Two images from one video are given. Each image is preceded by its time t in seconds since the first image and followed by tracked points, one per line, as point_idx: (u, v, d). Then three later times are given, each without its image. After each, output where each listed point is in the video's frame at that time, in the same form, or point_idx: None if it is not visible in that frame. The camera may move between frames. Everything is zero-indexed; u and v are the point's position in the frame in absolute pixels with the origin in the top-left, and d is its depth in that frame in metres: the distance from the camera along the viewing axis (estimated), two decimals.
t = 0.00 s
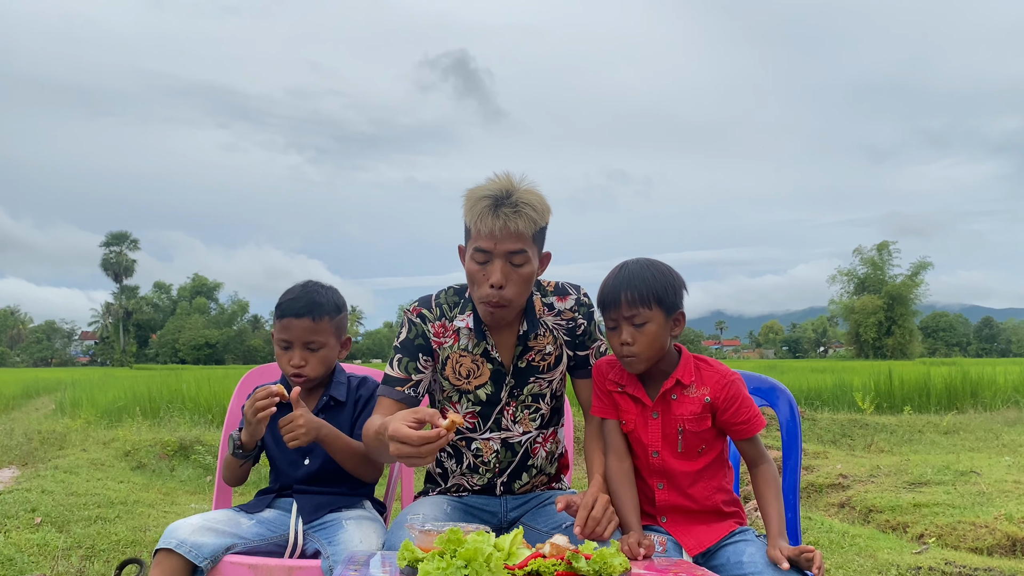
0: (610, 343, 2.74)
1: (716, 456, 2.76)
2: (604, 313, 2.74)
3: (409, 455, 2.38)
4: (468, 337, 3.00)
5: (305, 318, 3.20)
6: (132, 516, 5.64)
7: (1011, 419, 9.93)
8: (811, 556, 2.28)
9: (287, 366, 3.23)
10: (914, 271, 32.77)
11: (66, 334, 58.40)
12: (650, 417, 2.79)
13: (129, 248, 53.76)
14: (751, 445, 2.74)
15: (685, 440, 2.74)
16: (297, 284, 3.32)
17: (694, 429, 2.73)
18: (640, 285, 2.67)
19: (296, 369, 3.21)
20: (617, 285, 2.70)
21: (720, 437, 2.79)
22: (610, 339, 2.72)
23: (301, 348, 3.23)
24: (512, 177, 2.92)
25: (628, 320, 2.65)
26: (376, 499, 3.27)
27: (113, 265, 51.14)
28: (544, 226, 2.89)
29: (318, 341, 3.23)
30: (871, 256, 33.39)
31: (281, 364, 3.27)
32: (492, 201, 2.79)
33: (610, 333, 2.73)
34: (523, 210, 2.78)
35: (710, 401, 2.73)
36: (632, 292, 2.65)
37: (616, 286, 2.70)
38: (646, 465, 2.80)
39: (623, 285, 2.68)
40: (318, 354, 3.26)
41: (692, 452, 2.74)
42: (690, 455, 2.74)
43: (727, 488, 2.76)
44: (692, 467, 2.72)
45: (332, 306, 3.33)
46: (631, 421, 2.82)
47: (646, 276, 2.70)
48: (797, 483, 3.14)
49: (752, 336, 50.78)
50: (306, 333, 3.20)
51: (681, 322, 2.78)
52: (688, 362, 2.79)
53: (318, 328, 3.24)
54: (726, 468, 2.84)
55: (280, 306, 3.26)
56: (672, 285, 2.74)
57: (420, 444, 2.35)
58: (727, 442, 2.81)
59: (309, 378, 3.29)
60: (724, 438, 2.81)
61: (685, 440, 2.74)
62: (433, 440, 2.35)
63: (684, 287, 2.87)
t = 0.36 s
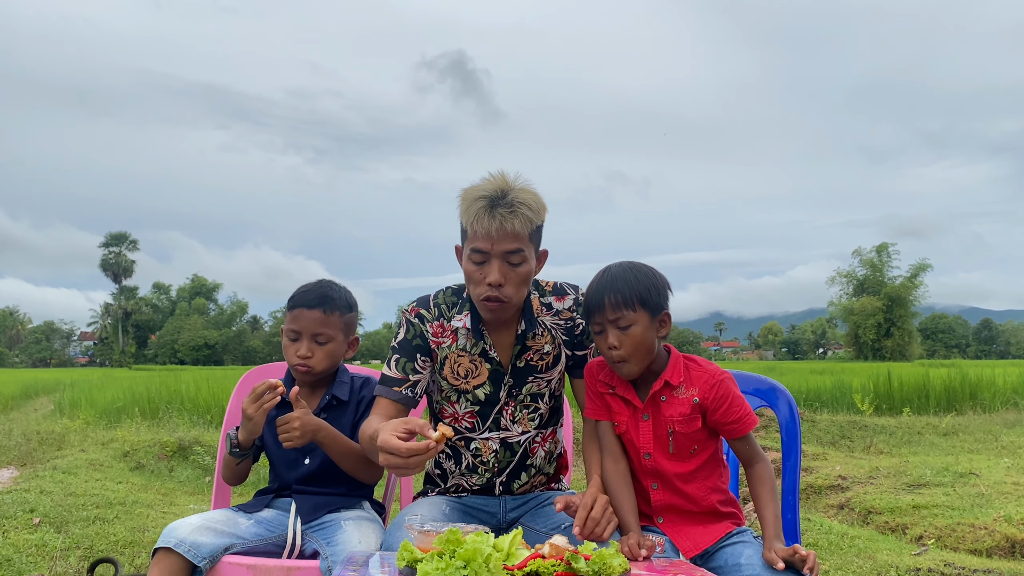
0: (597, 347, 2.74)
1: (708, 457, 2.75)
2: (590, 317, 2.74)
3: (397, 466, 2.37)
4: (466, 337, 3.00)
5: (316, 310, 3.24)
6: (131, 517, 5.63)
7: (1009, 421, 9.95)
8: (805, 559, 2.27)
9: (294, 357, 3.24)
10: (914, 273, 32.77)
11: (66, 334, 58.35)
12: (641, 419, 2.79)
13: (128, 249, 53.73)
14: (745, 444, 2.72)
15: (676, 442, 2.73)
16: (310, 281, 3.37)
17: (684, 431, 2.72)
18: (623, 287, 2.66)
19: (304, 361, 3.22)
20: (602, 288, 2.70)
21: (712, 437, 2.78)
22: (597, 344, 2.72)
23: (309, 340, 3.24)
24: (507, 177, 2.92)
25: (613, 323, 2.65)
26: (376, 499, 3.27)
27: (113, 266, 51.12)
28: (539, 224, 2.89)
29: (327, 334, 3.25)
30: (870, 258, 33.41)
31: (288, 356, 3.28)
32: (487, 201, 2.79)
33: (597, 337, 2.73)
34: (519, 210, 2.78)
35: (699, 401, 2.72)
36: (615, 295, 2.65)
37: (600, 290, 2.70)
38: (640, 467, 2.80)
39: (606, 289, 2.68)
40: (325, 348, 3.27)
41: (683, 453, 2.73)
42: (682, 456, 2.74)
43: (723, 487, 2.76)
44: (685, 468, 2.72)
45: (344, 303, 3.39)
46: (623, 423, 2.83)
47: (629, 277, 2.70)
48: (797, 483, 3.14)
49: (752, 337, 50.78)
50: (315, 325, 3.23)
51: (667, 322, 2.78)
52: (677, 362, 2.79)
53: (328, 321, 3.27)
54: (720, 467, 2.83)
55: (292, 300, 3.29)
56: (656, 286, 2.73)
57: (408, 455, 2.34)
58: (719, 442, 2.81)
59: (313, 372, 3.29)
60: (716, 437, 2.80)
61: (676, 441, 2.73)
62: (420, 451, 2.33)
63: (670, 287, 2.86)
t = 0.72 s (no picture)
0: (597, 345, 2.74)
1: (707, 456, 2.75)
2: (590, 315, 2.73)
3: (398, 470, 2.35)
4: (461, 332, 3.00)
5: (323, 301, 3.25)
6: (129, 516, 5.62)
7: (1008, 421, 9.95)
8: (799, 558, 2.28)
9: (307, 350, 3.24)
10: (913, 274, 32.77)
11: (65, 334, 58.30)
12: (639, 419, 2.78)
13: (127, 249, 53.69)
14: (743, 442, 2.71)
15: (675, 441, 2.73)
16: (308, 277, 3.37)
17: (682, 430, 2.72)
18: (624, 286, 2.66)
19: (318, 351, 3.22)
20: (603, 286, 2.69)
21: (711, 436, 2.78)
22: (597, 341, 2.72)
23: (320, 331, 3.25)
24: (496, 168, 2.93)
25: (613, 321, 2.65)
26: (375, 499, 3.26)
27: (112, 266, 51.08)
28: (531, 215, 2.90)
29: (338, 322, 3.27)
30: (869, 258, 33.42)
31: (299, 350, 3.27)
32: (478, 191, 2.80)
33: (597, 335, 2.72)
34: (509, 198, 2.79)
35: (696, 401, 2.72)
36: (616, 293, 2.64)
37: (600, 288, 2.69)
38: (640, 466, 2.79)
39: (607, 287, 2.68)
40: (337, 338, 3.28)
41: (682, 453, 2.73)
42: (681, 455, 2.73)
43: (722, 487, 2.76)
44: (683, 468, 2.71)
45: (346, 292, 3.39)
46: (622, 422, 2.82)
47: (630, 275, 2.70)
48: (795, 483, 3.14)
49: (751, 338, 50.78)
50: (324, 315, 3.24)
51: (667, 322, 2.77)
52: (675, 362, 2.79)
53: (336, 311, 3.27)
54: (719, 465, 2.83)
55: (294, 296, 3.28)
56: (657, 285, 2.73)
57: (410, 464, 2.32)
58: (717, 441, 2.81)
59: (327, 363, 3.29)
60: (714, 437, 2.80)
61: (674, 441, 2.73)
62: (426, 462, 2.31)
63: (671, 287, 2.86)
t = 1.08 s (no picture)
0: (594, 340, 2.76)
1: (689, 456, 2.65)
2: (589, 309, 2.75)
3: (393, 499, 2.36)
4: (456, 332, 2.99)
5: (323, 302, 3.25)
6: (128, 516, 5.62)
7: (1007, 421, 9.96)
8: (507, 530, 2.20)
9: (301, 349, 3.23)
10: (913, 273, 32.79)
11: (64, 334, 58.30)
12: (627, 419, 2.79)
13: (126, 248, 53.65)
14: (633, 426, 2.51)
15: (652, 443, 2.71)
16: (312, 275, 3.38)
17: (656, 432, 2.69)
18: (625, 283, 2.66)
19: (312, 352, 3.21)
20: (603, 282, 2.70)
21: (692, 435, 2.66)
22: (594, 336, 2.74)
23: (316, 332, 3.25)
24: (489, 166, 2.91)
25: (610, 318, 2.66)
26: (374, 498, 3.25)
27: (111, 265, 51.06)
28: (524, 211, 2.89)
29: (334, 325, 3.26)
30: (868, 258, 33.45)
31: (294, 349, 3.26)
32: (472, 190, 2.78)
33: (594, 330, 2.74)
34: (504, 196, 2.78)
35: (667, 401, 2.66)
36: (614, 290, 2.65)
37: (601, 283, 2.70)
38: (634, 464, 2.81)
39: (607, 283, 2.68)
40: (333, 341, 3.28)
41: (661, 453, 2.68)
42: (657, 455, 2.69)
43: (712, 487, 2.66)
44: (664, 470, 2.66)
45: (348, 297, 3.39)
46: (614, 421, 2.85)
47: (631, 274, 2.68)
48: (795, 481, 3.13)
49: (750, 338, 50.82)
50: (323, 317, 3.24)
51: (667, 324, 2.76)
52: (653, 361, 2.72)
53: (334, 314, 3.27)
54: (712, 466, 2.71)
55: (296, 293, 3.30)
56: (660, 286, 2.71)
57: (403, 497, 2.31)
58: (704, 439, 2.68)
59: (321, 364, 3.29)
60: (695, 437, 2.66)
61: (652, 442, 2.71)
62: (419, 496, 2.29)
63: (677, 287, 2.83)
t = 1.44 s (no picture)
0: (585, 342, 2.76)
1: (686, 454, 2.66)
2: (578, 312, 2.74)
3: (397, 496, 2.35)
4: (454, 335, 2.99)
5: (315, 308, 3.23)
6: (128, 516, 5.61)
7: (1008, 421, 9.95)
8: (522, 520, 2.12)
9: (298, 356, 3.25)
10: (913, 273, 32.78)
11: (65, 334, 58.32)
12: (622, 419, 2.79)
13: (126, 248, 53.66)
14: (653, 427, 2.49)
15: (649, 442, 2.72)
16: (306, 278, 3.35)
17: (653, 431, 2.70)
18: (611, 285, 2.65)
19: (307, 359, 3.23)
20: (590, 285, 2.70)
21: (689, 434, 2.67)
22: (584, 339, 2.74)
23: (311, 338, 3.24)
24: (486, 171, 2.91)
25: (599, 320, 2.66)
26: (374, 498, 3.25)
27: (112, 266, 51.07)
28: (521, 217, 2.88)
29: (329, 331, 3.25)
30: (868, 258, 33.45)
31: (291, 355, 3.28)
32: (468, 196, 2.78)
33: (584, 333, 2.74)
34: (499, 203, 2.77)
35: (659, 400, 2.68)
36: (601, 293, 2.64)
37: (587, 287, 2.70)
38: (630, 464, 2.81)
39: (593, 286, 2.68)
40: (329, 345, 3.28)
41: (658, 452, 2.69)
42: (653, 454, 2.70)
43: (710, 485, 2.66)
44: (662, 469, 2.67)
45: (343, 298, 3.37)
46: (609, 421, 2.84)
47: (616, 275, 2.68)
48: (796, 481, 3.12)
49: (750, 338, 50.81)
50: (316, 323, 3.23)
51: (656, 321, 2.76)
52: (646, 361, 2.73)
53: (328, 318, 3.26)
54: (710, 463, 2.71)
55: (290, 299, 3.29)
56: (646, 283, 2.71)
57: (406, 491, 2.30)
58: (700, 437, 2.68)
59: (318, 369, 3.30)
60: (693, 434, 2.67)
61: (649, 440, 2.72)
62: (420, 488, 2.29)
63: (662, 284, 2.83)
